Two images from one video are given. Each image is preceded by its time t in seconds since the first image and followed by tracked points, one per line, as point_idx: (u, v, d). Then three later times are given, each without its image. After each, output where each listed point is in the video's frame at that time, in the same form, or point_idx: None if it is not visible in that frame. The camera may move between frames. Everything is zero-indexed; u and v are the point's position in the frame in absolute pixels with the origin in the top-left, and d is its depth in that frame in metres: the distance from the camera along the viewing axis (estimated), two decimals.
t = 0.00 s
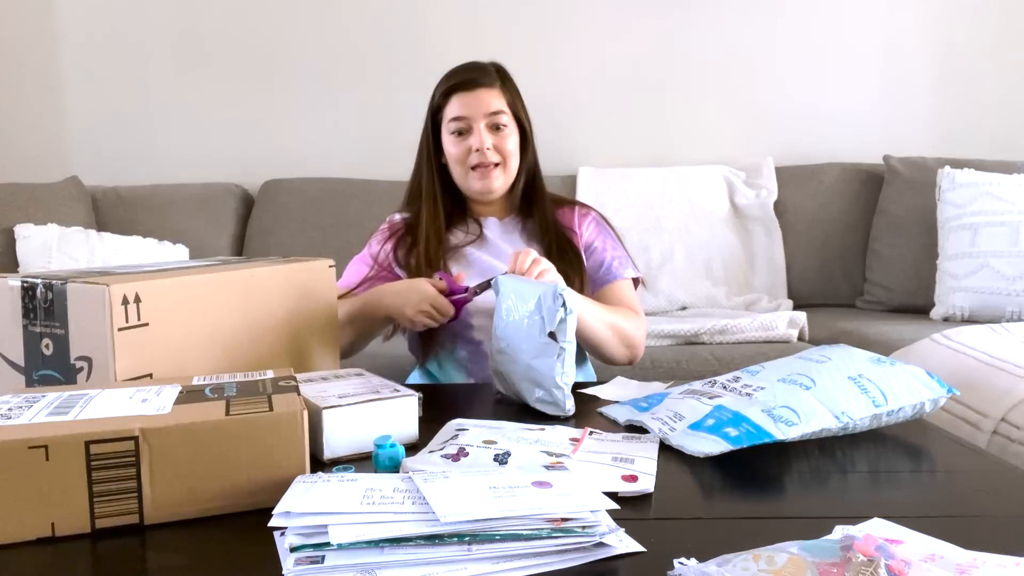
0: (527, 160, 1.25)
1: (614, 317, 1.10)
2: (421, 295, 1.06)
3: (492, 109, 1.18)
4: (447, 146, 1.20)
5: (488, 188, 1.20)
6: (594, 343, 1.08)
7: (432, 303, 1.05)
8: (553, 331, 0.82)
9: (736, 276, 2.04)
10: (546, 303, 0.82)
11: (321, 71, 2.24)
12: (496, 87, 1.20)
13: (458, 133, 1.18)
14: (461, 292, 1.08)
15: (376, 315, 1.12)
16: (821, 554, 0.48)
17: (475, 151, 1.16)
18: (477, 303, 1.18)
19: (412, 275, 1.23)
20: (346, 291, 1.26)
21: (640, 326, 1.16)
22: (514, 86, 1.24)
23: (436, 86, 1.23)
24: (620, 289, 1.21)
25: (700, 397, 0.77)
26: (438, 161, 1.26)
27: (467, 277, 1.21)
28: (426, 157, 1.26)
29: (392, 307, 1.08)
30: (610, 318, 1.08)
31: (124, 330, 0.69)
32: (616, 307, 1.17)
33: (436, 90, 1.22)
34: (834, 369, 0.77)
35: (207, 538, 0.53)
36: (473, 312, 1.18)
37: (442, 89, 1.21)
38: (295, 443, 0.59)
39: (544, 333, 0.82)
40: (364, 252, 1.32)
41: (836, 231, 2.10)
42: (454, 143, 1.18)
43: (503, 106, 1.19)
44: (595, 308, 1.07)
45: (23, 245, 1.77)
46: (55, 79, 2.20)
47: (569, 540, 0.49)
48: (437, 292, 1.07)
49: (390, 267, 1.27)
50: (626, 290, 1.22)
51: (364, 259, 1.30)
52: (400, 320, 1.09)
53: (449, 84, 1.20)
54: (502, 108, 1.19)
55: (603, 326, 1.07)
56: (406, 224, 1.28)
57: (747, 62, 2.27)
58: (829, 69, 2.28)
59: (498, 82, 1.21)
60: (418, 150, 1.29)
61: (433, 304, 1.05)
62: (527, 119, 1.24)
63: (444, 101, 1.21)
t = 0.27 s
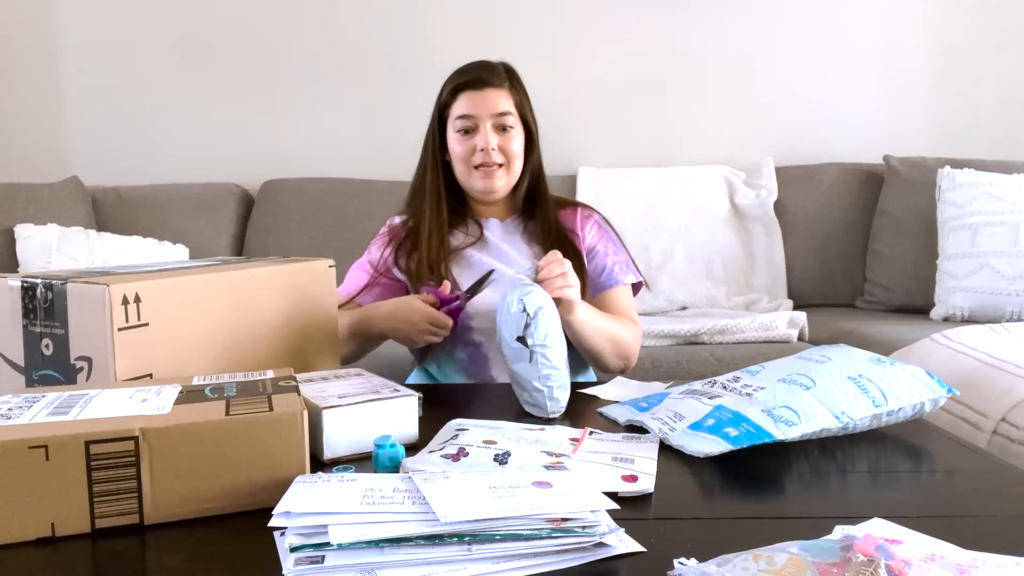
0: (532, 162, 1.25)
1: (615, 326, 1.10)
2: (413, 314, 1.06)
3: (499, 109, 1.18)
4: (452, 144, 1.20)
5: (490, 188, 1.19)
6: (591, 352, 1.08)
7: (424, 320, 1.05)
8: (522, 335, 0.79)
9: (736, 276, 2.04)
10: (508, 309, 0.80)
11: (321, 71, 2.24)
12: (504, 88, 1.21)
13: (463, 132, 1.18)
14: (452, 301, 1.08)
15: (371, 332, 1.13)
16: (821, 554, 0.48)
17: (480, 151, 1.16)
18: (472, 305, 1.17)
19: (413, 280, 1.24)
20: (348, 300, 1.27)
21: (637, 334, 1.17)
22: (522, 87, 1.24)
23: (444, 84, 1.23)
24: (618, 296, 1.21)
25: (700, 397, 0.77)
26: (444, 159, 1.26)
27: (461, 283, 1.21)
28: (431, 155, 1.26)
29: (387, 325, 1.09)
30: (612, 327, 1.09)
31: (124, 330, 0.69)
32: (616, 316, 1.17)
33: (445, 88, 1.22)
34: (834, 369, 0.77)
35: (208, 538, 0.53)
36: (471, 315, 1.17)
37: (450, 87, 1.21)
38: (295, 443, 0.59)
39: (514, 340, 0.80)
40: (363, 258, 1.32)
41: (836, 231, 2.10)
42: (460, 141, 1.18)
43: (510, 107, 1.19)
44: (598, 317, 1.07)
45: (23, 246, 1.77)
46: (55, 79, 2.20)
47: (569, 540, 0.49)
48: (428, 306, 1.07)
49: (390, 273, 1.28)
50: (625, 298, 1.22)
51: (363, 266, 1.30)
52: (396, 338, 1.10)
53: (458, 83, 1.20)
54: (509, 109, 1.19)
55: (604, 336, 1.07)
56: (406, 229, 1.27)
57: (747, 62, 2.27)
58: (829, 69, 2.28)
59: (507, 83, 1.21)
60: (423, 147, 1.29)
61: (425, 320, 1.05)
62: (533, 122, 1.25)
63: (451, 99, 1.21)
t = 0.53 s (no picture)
0: (531, 161, 1.25)
1: (611, 324, 1.10)
2: (422, 301, 1.05)
3: (498, 107, 1.18)
4: (452, 143, 1.20)
5: (490, 186, 1.19)
6: (587, 348, 1.08)
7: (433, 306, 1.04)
8: (509, 339, 0.79)
9: (736, 276, 2.04)
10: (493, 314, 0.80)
11: (321, 71, 2.24)
12: (503, 86, 1.21)
13: (463, 130, 1.18)
14: (455, 283, 1.07)
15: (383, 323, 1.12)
16: (821, 554, 0.48)
17: (480, 149, 1.16)
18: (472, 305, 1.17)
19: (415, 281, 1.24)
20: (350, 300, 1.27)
21: (635, 334, 1.17)
22: (521, 85, 1.24)
23: (443, 84, 1.23)
24: (617, 295, 1.21)
25: (700, 397, 0.77)
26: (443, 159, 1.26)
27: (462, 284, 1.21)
28: (430, 155, 1.26)
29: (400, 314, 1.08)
30: (608, 324, 1.09)
31: (124, 330, 0.69)
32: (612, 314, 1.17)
33: (443, 87, 1.22)
34: (834, 369, 0.77)
35: (208, 537, 0.53)
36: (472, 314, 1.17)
37: (449, 87, 1.22)
38: (295, 443, 0.59)
39: (502, 344, 0.80)
40: (366, 259, 1.32)
41: (836, 231, 2.10)
42: (459, 140, 1.18)
43: (509, 105, 1.19)
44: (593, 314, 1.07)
45: (23, 245, 1.77)
46: (55, 79, 2.20)
47: (569, 540, 0.49)
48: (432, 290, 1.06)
49: (393, 272, 1.27)
50: (624, 297, 1.22)
51: (366, 266, 1.30)
52: (409, 326, 1.10)
53: (456, 82, 1.21)
54: (508, 107, 1.19)
55: (599, 332, 1.07)
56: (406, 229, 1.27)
57: (747, 62, 2.27)
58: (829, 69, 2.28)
59: (505, 81, 1.21)
60: (423, 148, 1.29)
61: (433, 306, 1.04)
62: (533, 120, 1.25)
63: (450, 98, 1.21)
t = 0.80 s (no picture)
0: (532, 162, 1.25)
1: (602, 321, 1.10)
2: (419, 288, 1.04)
3: (500, 110, 1.18)
4: (454, 144, 1.19)
5: (491, 188, 1.19)
6: (577, 346, 1.08)
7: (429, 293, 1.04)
8: (496, 346, 0.78)
9: (735, 276, 2.04)
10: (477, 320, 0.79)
11: (321, 71, 2.24)
12: (506, 88, 1.21)
13: (465, 133, 1.18)
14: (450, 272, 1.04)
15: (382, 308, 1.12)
16: (821, 554, 0.48)
17: (482, 152, 1.16)
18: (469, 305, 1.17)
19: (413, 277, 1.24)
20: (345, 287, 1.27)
21: (629, 332, 1.16)
22: (523, 88, 1.24)
23: (445, 85, 1.23)
24: (613, 292, 1.21)
25: (699, 397, 0.77)
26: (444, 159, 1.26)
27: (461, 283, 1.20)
28: (431, 155, 1.26)
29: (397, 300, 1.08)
30: (598, 321, 1.09)
31: (124, 330, 0.69)
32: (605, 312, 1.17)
33: (446, 88, 1.22)
34: (834, 369, 0.77)
35: (208, 538, 0.53)
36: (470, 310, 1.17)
37: (451, 88, 1.21)
38: (295, 443, 0.59)
39: (491, 351, 0.79)
40: (366, 251, 1.33)
41: (836, 231, 2.10)
42: (461, 142, 1.18)
43: (511, 108, 1.19)
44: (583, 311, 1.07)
45: (23, 245, 1.77)
46: (55, 79, 2.20)
47: (569, 540, 0.49)
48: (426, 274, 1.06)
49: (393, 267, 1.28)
50: (620, 294, 1.22)
51: (365, 260, 1.31)
52: (406, 310, 1.10)
53: (459, 83, 1.21)
54: (510, 110, 1.19)
55: (589, 330, 1.07)
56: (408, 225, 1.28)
57: (747, 61, 2.27)
58: (828, 69, 2.28)
59: (508, 84, 1.21)
60: (425, 147, 1.29)
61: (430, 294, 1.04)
62: (534, 122, 1.25)
63: (453, 100, 1.21)
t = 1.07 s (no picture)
0: (528, 159, 1.25)
1: (599, 322, 1.10)
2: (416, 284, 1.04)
3: (491, 111, 1.18)
4: (448, 149, 1.20)
5: (489, 189, 1.19)
6: (574, 347, 1.08)
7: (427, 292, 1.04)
8: (489, 349, 0.78)
9: (735, 276, 2.04)
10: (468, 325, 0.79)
11: (321, 71, 2.24)
12: (495, 89, 1.20)
13: (457, 137, 1.18)
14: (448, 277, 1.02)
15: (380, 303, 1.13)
16: (820, 554, 0.48)
17: (475, 154, 1.16)
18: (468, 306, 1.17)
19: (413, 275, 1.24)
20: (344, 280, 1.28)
21: (628, 332, 1.16)
22: (512, 86, 1.24)
23: (436, 90, 1.23)
24: (613, 292, 1.21)
25: (699, 397, 0.77)
26: (440, 163, 1.26)
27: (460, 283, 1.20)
28: (428, 159, 1.26)
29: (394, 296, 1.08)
30: (595, 323, 1.08)
31: (124, 330, 0.69)
32: (603, 312, 1.17)
33: (436, 95, 1.22)
34: (834, 369, 0.77)
35: (208, 538, 0.53)
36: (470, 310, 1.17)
37: (441, 94, 1.22)
38: (295, 443, 0.59)
39: (485, 354, 0.79)
40: (366, 247, 1.33)
41: (836, 230, 2.10)
42: (454, 146, 1.18)
43: (502, 108, 1.19)
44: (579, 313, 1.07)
45: (23, 245, 1.77)
46: (55, 79, 2.20)
47: (569, 540, 0.49)
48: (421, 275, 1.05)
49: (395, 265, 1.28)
50: (619, 294, 1.22)
51: (366, 256, 1.31)
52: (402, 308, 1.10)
53: (448, 88, 1.21)
54: (501, 110, 1.19)
55: (586, 331, 1.07)
56: (411, 224, 1.28)
57: (747, 61, 2.27)
58: (828, 69, 2.28)
59: (496, 84, 1.21)
60: (421, 152, 1.29)
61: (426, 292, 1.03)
62: (527, 119, 1.24)
63: (443, 105, 1.21)
